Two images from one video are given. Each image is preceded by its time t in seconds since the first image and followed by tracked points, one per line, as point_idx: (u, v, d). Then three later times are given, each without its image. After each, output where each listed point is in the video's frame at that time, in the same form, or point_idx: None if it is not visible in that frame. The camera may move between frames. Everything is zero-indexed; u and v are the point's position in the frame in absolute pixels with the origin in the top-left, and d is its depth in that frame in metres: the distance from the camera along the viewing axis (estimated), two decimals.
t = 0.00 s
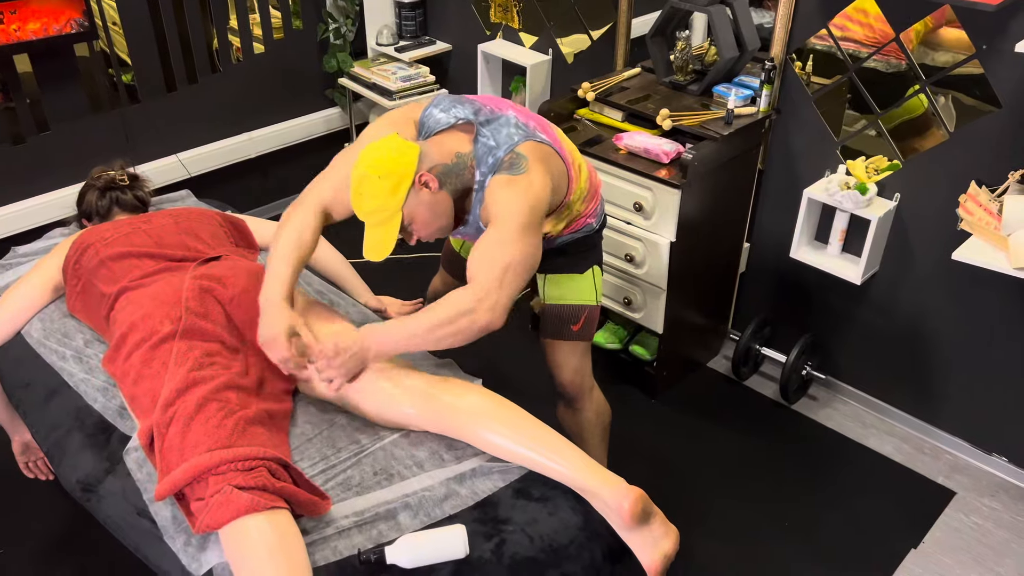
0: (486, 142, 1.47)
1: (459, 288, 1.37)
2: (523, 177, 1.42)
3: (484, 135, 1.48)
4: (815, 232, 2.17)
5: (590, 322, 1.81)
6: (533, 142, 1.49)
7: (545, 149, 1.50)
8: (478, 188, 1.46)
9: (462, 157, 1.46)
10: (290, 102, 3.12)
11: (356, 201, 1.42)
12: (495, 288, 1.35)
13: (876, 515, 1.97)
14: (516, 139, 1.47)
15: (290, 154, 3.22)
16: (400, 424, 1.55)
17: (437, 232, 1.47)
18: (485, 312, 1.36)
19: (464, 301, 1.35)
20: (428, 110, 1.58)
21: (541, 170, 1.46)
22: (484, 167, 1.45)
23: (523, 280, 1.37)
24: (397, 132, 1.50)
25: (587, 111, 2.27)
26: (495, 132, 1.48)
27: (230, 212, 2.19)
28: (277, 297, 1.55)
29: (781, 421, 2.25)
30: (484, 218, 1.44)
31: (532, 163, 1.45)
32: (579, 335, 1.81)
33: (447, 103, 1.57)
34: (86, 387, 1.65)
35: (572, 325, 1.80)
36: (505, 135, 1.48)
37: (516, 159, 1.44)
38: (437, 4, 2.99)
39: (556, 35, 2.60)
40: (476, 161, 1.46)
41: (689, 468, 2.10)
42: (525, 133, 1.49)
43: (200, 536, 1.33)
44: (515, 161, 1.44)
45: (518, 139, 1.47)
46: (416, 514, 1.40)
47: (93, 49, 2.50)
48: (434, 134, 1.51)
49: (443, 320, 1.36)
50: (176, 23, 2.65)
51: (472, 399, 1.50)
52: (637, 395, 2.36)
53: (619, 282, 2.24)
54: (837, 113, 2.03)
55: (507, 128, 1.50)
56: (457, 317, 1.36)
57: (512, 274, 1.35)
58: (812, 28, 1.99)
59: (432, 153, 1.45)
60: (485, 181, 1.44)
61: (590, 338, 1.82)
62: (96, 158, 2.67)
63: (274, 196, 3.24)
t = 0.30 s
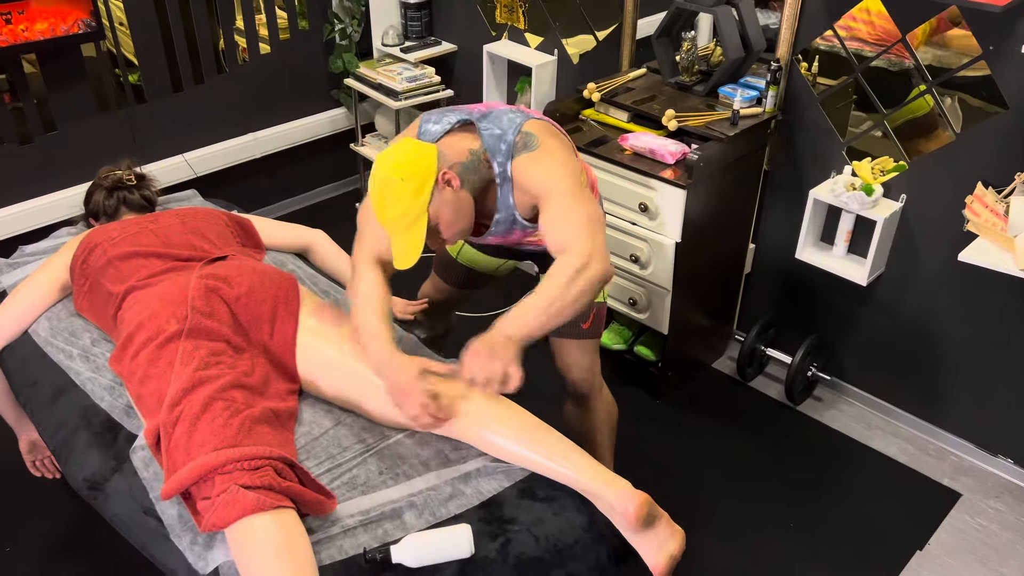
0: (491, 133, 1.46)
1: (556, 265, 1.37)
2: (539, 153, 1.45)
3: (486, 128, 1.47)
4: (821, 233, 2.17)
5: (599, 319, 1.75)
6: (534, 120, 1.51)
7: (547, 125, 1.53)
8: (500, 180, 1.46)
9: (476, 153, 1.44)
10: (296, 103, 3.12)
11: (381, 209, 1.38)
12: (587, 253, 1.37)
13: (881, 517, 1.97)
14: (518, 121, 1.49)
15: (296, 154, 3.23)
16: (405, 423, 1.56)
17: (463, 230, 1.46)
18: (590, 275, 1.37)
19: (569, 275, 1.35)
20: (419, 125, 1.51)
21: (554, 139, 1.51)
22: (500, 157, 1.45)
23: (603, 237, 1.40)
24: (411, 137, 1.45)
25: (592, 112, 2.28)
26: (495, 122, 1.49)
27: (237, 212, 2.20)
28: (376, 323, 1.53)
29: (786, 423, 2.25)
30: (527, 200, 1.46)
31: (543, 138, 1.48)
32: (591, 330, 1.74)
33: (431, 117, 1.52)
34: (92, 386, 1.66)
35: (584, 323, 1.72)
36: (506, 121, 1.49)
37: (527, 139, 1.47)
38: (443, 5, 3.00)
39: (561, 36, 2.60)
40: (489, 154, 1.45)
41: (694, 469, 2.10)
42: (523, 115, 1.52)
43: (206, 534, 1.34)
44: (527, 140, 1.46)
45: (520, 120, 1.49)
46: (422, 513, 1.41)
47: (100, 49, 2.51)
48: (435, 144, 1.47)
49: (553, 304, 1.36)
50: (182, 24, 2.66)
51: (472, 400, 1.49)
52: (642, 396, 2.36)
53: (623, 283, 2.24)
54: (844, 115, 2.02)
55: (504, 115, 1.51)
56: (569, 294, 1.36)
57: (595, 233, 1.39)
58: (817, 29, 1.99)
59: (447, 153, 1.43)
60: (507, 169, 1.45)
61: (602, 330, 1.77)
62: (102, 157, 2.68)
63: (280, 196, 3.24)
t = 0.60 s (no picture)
0: (476, 105, 1.46)
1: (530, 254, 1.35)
2: (524, 131, 1.43)
3: (472, 100, 1.47)
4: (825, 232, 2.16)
5: (589, 318, 1.79)
6: (520, 99, 1.50)
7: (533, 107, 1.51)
8: (480, 153, 1.44)
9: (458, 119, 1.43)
10: (299, 102, 3.13)
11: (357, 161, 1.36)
12: (558, 239, 1.35)
13: (885, 517, 1.96)
14: (505, 98, 1.48)
15: (299, 154, 3.23)
16: (409, 422, 1.56)
17: (438, 194, 1.43)
18: (562, 262, 1.34)
19: (542, 262, 1.33)
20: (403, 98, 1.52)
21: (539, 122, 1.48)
22: (482, 129, 1.43)
23: (575, 224, 1.38)
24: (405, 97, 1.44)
25: (596, 111, 2.28)
26: (482, 96, 1.48)
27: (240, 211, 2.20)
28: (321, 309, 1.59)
29: (789, 422, 2.25)
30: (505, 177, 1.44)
31: (527, 117, 1.47)
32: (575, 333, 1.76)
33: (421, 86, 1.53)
34: (96, 384, 1.66)
35: (573, 322, 1.77)
36: (493, 97, 1.48)
37: (511, 116, 1.45)
38: (446, 4, 2.99)
39: (565, 35, 2.60)
40: (472, 124, 1.44)
41: (697, 469, 2.10)
42: (508, 95, 1.50)
43: (210, 532, 1.34)
44: (511, 118, 1.45)
45: (506, 98, 1.48)
46: (425, 512, 1.41)
47: (104, 48, 2.51)
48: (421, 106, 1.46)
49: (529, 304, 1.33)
50: (186, 23, 2.66)
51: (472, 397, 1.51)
52: (645, 395, 2.35)
53: (626, 282, 2.24)
54: (848, 113, 2.02)
55: (493, 93, 1.50)
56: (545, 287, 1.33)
57: (568, 221, 1.36)
58: (821, 28, 1.99)
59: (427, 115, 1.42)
60: (487, 143, 1.43)
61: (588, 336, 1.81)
62: (106, 156, 2.68)
63: (283, 195, 3.25)
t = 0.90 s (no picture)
0: (473, 80, 1.52)
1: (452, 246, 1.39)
2: (505, 122, 1.48)
3: (471, 74, 1.54)
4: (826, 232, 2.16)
5: (560, 313, 1.81)
6: (516, 92, 1.56)
7: (526, 104, 1.57)
8: (457, 126, 1.51)
9: (451, 85, 1.51)
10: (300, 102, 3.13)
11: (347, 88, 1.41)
12: (486, 245, 1.38)
13: (886, 517, 1.96)
14: (501, 86, 1.54)
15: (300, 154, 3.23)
16: (410, 422, 1.56)
17: (410, 148, 1.48)
18: (479, 267, 1.38)
19: (451, 262, 1.38)
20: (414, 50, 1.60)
21: (523, 119, 1.53)
22: (468, 104, 1.50)
23: (509, 240, 1.41)
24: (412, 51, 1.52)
25: (597, 111, 2.28)
26: (483, 74, 1.55)
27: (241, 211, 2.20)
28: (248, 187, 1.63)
29: (790, 422, 2.24)
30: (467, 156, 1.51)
31: (514, 110, 1.52)
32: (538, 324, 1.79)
33: (434, 46, 1.61)
34: (97, 384, 1.66)
35: (543, 317, 1.79)
36: (491, 79, 1.54)
37: (500, 103, 1.51)
38: (448, 5, 3.00)
39: (566, 35, 2.60)
40: (462, 96, 1.51)
41: (698, 468, 2.09)
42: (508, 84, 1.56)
43: (210, 532, 1.34)
44: (499, 105, 1.50)
45: (503, 86, 1.54)
46: (425, 512, 1.41)
47: (105, 49, 2.52)
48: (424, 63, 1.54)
49: (442, 278, 1.38)
50: (188, 24, 2.66)
51: (476, 395, 1.51)
52: (646, 395, 2.35)
53: (627, 282, 2.24)
54: (848, 113, 2.02)
55: (494, 76, 1.57)
56: (457, 275, 1.38)
57: (500, 234, 1.39)
58: (822, 27, 1.99)
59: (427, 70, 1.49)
60: (467, 118, 1.50)
61: (560, 330, 1.82)
62: (107, 156, 2.68)
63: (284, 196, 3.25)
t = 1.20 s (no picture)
0: (486, 104, 1.41)
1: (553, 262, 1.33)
2: (533, 135, 1.37)
3: (481, 99, 1.42)
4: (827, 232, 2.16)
5: (559, 351, 1.77)
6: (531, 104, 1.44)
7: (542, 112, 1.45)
8: (485, 155, 1.39)
9: (467, 115, 1.38)
10: (302, 104, 3.14)
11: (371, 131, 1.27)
12: (587, 246, 1.30)
13: (888, 517, 1.96)
14: (516, 101, 1.42)
15: (302, 155, 3.24)
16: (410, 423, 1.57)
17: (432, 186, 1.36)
18: (591, 268, 1.30)
19: (566, 272, 1.30)
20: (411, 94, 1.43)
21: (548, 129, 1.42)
22: (489, 129, 1.38)
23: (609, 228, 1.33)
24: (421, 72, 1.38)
25: (598, 112, 2.28)
26: (492, 96, 1.43)
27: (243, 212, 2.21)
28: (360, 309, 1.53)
29: (792, 422, 2.24)
30: (514, 182, 1.39)
31: (537, 121, 1.40)
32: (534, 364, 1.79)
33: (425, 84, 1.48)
34: (99, 385, 1.67)
35: (541, 353, 1.77)
36: (503, 98, 1.42)
37: (521, 119, 1.39)
38: (449, 6, 3.00)
39: (567, 36, 2.60)
40: (480, 123, 1.39)
41: (700, 469, 2.10)
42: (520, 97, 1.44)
43: (212, 532, 1.34)
44: (521, 120, 1.39)
45: (518, 101, 1.42)
46: (426, 512, 1.41)
47: (108, 51, 2.50)
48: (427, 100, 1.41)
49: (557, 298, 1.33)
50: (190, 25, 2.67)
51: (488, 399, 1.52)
52: (647, 395, 2.35)
53: (629, 282, 2.24)
54: (849, 114, 2.02)
55: (503, 94, 1.45)
56: (576, 284, 1.31)
57: (596, 227, 1.31)
58: (823, 27, 1.98)
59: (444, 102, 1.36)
60: (493, 144, 1.38)
61: (558, 369, 1.81)
62: (110, 158, 2.69)
63: (287, 197, 3.26)
